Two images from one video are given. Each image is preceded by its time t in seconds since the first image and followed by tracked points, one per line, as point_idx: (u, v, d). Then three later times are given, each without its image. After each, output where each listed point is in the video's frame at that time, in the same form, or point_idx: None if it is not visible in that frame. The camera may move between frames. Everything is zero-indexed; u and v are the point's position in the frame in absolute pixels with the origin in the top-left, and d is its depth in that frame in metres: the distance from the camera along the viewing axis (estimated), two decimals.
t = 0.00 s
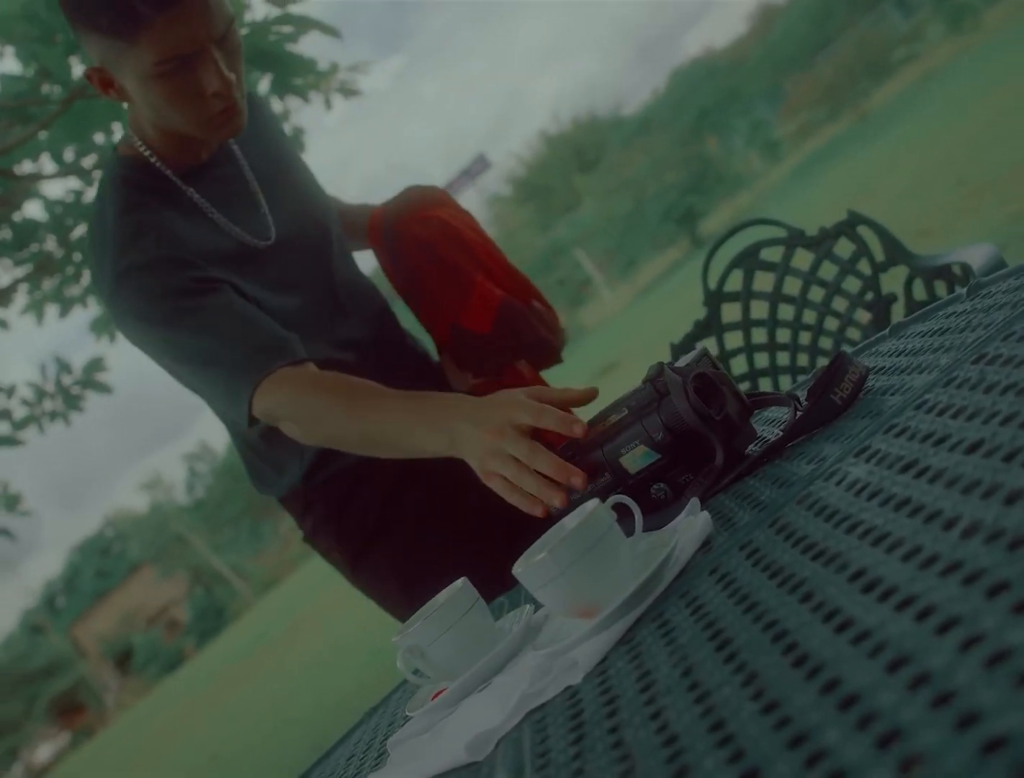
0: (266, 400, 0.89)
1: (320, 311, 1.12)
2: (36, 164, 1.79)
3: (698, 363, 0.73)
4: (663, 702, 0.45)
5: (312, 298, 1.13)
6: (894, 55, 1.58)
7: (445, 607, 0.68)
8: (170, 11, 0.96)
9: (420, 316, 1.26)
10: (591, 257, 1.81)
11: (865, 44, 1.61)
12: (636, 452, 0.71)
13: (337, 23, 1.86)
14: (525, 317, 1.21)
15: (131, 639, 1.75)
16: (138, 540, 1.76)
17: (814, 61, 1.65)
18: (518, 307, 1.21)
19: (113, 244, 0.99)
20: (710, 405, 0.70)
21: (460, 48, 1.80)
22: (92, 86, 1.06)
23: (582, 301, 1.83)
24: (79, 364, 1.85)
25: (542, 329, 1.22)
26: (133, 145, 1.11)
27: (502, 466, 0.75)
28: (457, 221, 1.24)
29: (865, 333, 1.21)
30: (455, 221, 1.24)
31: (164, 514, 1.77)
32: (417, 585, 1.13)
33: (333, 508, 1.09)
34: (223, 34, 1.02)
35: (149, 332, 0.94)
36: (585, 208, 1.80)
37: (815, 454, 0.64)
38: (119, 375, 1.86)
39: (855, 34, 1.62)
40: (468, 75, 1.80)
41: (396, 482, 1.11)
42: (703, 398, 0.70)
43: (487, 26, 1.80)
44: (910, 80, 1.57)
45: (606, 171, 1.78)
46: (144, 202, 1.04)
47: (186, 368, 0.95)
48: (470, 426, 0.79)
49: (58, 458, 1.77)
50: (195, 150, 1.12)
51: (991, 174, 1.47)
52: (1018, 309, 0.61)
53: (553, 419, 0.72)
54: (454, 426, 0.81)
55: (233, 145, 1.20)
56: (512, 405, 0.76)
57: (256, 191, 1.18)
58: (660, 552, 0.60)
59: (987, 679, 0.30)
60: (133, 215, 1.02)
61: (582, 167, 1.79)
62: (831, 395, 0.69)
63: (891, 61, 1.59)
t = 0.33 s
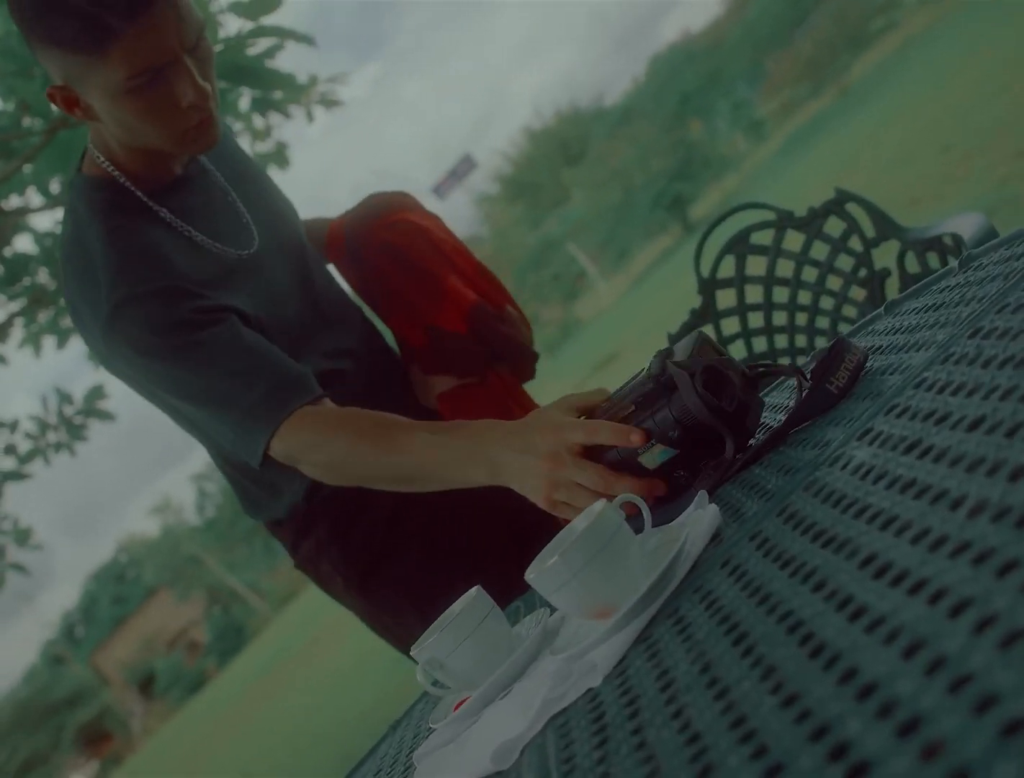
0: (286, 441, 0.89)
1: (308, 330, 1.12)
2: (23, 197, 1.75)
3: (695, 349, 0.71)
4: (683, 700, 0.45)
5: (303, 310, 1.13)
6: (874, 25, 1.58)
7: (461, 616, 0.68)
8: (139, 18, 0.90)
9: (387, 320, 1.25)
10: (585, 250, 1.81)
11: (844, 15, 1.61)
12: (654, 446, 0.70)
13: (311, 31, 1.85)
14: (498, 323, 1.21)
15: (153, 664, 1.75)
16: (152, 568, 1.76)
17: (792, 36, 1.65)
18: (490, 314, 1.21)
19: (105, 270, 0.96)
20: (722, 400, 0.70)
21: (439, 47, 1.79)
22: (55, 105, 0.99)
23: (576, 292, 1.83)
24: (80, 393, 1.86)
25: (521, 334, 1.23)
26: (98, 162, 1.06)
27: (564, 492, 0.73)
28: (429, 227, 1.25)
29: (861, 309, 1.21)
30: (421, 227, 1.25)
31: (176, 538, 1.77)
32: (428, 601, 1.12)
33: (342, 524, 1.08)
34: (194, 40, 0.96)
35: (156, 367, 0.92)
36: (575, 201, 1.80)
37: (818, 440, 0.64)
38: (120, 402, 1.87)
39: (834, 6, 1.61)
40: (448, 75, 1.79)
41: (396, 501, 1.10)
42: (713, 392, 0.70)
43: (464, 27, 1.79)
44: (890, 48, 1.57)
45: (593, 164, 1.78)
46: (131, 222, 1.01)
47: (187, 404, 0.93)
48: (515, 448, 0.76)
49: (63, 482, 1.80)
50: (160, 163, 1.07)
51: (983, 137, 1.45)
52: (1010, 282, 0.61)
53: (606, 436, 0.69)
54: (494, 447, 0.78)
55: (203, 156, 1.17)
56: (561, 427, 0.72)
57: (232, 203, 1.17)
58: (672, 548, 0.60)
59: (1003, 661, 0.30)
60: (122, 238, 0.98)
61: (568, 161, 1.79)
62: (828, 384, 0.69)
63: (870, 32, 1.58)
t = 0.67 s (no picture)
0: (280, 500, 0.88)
1: (301, 352, 1.11)
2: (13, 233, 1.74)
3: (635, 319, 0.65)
4: (701, 697, 0.46)
5: (295, 332, 1.13)
6: None
7: (477, 625, 0.68)
8: (112, 49, 0.90)
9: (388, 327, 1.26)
10: (577, 243, 1.80)
11: None
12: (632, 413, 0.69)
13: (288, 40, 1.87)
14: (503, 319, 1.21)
15: (177, 687, 1.76)
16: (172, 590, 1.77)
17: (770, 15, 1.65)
18: (494, 312, 1.21)
19: (93, 313, 0.93)
20: (690, 359, 0.65)
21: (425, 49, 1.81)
22: (32, 139, 0.98)
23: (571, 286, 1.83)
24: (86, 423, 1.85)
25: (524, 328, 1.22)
26: (78, 193, 1.04)
27: (570, 488, 0.76)
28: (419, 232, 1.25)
29: (856, 286, 1.20)
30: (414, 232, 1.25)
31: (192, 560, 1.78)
32: (448, 610, 1.12)
33: (354, 541, 1.09)
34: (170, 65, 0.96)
35: (148, 414, 0.89)
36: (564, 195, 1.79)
37: (818, 426, 0.64)
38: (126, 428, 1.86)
39: None
40: (440, 75, 1.80)
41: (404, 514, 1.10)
42: (677, 355, 0.65)
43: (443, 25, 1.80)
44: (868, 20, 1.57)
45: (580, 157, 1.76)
46: (114, 260, 0.97)
47: (178, 455, 0.90)
48: (500, 458, 0.78)
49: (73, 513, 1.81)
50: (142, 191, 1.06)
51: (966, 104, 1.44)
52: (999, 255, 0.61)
53: (591, 433, 0.70)
54: (484, 458, 0.79)
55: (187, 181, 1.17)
56: (538, 439, 0.74)
57: (217, 227, 1.16)
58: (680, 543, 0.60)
59: (1012, 640, 0.31)
60: (108, 279, 0.95)
61: (554, 155, 1.77)
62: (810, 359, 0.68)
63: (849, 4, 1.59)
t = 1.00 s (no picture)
0: (281, 525, 0.89)
1: (302, 369, 1.11)
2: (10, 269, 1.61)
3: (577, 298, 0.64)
4: (725, 689, 0.46)
5: (295, 349, 1.13)
6: None
7: (500, 628, 0.69)
8: (92, 77, 0.90)
9: (395, 333, 1.26)
10: (570, 236, 1.97)
11: None
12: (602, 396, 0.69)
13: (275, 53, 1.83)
14: (505, 311, 1.20)
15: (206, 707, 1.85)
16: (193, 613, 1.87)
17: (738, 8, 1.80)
18: (493, 304, 1.20)
19: (88, 349, 0.92)
20: (648, 327, 0.64)
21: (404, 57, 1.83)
22: (15, 175, 0.98)
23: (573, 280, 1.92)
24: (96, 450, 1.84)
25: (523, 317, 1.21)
26: (65, 227, 1.04)
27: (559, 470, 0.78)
28: (413, 232, 1.25)
29: (852, 263, 1.21)
30: (410, 234, 1.24)
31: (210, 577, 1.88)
32: (471, 613, 1.12)
33: (370, 553, 1.09)
34: (149, 92, 0.96)
35: (151, 448, 0.88)
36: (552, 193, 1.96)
37: (822, 409, 0.64)
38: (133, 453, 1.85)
39: None
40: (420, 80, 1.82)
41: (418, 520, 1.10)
42: (634, 325, 0.64)
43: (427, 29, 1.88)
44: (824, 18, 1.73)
45: (568, 148, 1.92)
46: (106, 294, 0.97)
47: (183, 486, 0.90)
48: (481, 452, 0.79)
49: (93, 543, 1.90)
50: (128, 221, 1.06)
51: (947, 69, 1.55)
52: (991, 227, 0.61)
53: (568, 414, 0.71)
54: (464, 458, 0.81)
55: (174, 206, 1.17)
56: (517, 431, 0.74)
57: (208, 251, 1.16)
58: (694, 534, 0.60)
59: None
60: (101, 313, 0.94)
61: (541, 152, 1.94)
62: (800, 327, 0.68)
63: None
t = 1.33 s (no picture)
0: (287, 539, 0.89)
1: (308, 382, 1.11)
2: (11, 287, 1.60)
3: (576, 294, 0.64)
4: (746, 687, 0.46)
5: (300, 361, 1.13)
6: None
7: (517, 631, 0.69)
8: (89, 93, 0.90)
9: (407, 343, 1.26)
10: (569, 232, 2.01)
11: None
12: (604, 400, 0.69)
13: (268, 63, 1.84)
14: (512, 323, 1.19)
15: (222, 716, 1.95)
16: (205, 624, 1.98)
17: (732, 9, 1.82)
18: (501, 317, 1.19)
19: (89, 366, 0.93)
20: (649, 324, 0.64)
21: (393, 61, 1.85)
22: (16, 194, 0.98)
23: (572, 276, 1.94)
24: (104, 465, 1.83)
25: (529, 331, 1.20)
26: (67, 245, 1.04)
27: (561, 474, 0.78)
28: (417, 242, 1.24)
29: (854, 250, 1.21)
30: (416, 245, 1.24)
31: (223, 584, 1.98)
32: (481, 623, 1.11)
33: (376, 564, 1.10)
34: (147, 108, 0.96)
35: (154, 463, 0.89)
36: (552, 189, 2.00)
37: (832, 401, 0.64)
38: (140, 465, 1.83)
39: None
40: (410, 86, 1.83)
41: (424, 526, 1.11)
42: (634, 322, 0.63)
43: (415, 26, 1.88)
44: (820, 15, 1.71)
45: (564, 145, 1.96)
46: (105, 310, 0.97)
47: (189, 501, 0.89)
48: (486, 454, 0.79)
49: (104, 557, 1.91)
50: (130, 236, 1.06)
51: (941, 48, 1.58)
52: (995, 212, 0.61)
53: (568, 413, 0.71)
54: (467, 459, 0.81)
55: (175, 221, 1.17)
56: (519, 430, 0.75)
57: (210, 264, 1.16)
58: (707, 531, 0.60)
59: None
60: (100, 329, 0.95)
61: (539, 147, 1.96)
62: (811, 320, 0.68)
63: None
